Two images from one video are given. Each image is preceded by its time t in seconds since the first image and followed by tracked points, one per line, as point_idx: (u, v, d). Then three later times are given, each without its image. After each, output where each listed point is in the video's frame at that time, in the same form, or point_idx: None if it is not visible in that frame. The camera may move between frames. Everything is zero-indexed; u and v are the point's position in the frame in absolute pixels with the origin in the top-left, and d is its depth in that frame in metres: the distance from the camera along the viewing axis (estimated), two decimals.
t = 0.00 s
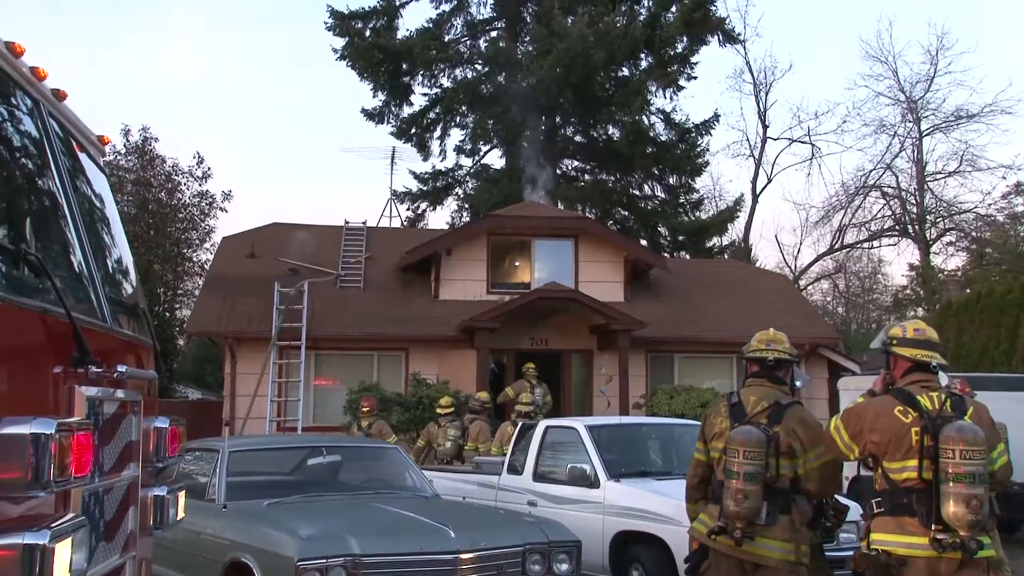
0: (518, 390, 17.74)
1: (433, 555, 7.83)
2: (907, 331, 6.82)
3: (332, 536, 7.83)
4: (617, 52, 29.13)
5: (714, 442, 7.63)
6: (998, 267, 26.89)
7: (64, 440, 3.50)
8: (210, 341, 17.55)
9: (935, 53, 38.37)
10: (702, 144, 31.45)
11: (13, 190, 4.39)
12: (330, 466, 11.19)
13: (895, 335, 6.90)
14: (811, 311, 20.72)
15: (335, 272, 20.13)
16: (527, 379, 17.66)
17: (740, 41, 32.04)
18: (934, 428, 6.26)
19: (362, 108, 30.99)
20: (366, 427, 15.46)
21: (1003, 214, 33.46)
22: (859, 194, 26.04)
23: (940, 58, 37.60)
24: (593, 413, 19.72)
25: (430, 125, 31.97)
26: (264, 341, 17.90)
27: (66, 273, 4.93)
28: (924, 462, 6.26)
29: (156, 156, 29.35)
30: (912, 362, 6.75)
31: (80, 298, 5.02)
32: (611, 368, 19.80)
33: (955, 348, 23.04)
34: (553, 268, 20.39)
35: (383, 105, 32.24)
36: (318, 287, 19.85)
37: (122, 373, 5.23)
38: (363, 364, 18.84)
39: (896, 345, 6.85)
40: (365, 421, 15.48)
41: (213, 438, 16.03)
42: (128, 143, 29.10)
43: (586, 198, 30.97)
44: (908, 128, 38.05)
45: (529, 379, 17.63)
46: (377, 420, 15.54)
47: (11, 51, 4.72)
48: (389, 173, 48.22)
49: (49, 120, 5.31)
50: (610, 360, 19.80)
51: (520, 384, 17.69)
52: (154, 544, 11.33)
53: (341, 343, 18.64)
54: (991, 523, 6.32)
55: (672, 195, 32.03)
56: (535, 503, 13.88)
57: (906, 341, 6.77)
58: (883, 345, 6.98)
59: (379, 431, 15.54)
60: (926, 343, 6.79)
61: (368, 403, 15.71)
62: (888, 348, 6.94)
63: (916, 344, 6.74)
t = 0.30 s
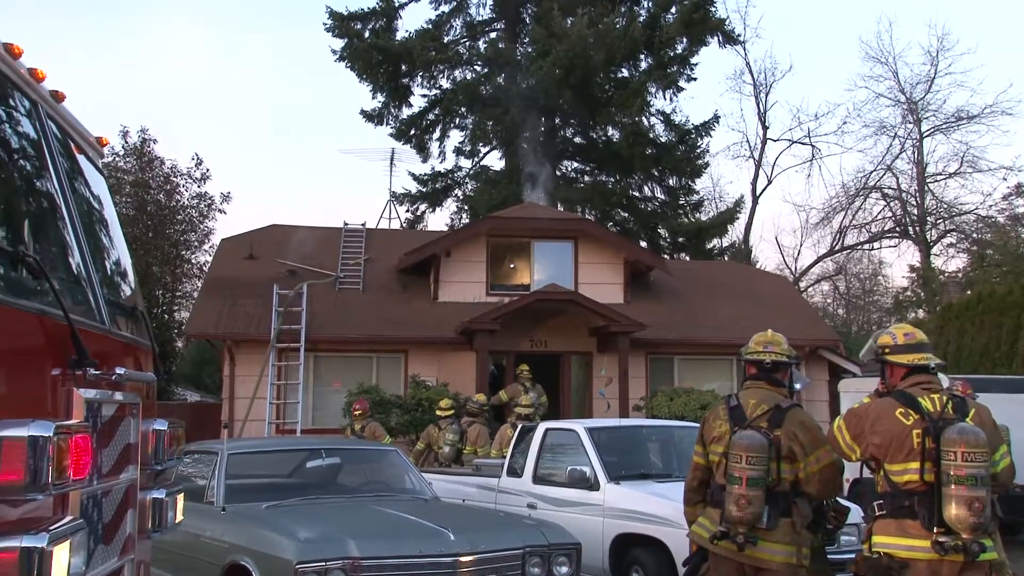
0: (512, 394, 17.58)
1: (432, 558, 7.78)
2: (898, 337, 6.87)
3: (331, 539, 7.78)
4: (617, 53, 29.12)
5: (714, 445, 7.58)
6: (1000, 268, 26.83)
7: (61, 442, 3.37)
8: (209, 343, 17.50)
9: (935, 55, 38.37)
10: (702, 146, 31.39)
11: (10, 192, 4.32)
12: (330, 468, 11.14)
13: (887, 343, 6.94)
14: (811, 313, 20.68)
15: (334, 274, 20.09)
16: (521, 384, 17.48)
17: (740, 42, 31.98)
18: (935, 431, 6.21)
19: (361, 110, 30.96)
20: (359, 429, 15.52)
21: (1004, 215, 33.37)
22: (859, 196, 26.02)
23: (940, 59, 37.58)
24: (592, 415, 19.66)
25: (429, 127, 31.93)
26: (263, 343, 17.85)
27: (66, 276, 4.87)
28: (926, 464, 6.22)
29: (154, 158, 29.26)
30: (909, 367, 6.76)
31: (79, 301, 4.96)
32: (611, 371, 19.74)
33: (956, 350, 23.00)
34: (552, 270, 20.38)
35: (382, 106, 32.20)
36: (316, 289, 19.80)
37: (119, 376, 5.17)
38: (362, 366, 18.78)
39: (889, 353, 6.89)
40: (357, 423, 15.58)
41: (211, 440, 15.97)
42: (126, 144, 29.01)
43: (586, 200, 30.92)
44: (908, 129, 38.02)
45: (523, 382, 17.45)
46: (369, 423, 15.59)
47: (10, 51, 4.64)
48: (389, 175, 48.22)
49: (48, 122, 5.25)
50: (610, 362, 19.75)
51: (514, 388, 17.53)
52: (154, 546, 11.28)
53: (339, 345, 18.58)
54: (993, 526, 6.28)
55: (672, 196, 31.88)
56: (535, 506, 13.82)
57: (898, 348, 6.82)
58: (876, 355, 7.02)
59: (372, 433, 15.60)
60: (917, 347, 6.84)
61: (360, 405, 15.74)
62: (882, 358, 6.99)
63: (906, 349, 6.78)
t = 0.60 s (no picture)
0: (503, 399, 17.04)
1: (431, 564, 7.43)
2: (907, 338, 6.50)
3: (326, 546, 7.42)
4: (620, 50, 28.82)
5: (717, 451, 7.17)
6: (1010, 269, 26.45)
7: (50, 447, 3.24)
8: (201, 346, 17.12)
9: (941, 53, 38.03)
10: (706, 144, 31.00)
11: None
12: (325, 474, 10.75)
13: (895, 345, 6.57)
14: (816, 315, 20.32)
15: (330, 275, 19.72)
16: (512, 387, 16.94)
17: (744, 39, 31.56)
18: (946, 436, 5.96)
19: (358, 108, 30.58)
20: (348, 435, 15.24)
21: (1016, 215, 32.94)
22: (867, 196, 25.65)
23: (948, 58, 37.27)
24: (594, 419, 19.30)
25: (427, 125, 31.55)
26: (257, 345, 17.48)
27: (54, 277, 4.59)
28: (936, 471, 5.96)
29: (146, 157, 28.82)
30: (916, 371, 6.46)
31: (69, 303, 4.68)
32: (613, 374, 19.35)
33: (966, 353, 22.64)
34: (553, 271, 20.02)
35: (379, 104, 31.84)
36: (312, 290, 19.42)
37: (110, 379, 5.02)
38: (358, 369, 18.39)
39: (897, 356, 6.52)
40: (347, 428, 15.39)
41: (204, 445, 15.61)
42: (117, 142, 28.55)
43: (587, 199, 30.60)
44: (915, 128, 37.62)
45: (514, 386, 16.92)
46: (360, 428, 15.34)
47: None
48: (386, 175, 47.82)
49: (36, 118, 4.95)
50: (611, 365, 19.38)
51: (505, 392, 17.00)
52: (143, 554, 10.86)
53: (335, 348, 18.21)
54: (1005, 533, 6.01)
55: (675, 196, 31.51)
56: (535, 513, 13.45)
57: (908, 350, 6.47)
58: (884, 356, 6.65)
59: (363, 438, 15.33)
60: (928, 351, 6.45)
61: (350, 410, 15.44)
62: (890, 360, 6.62)
63: (916, 352, 6.45)
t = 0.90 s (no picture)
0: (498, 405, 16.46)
1: None
2: (926, 341, 6.05)
3: (317, 558, 7.37)
4: (625, 42, 28.33)
5: (726, 458, 6.95)
6: None
7: (32, 456, 3.05)
8: (189, 348, 16.54)
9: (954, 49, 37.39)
10: (713, 139, 30.32)
11: None
12: (318, 482, 10.09)
13: (912, 347, 6.15)
14: (827, 317, 19.73)
15: (323, 275, 19.15)
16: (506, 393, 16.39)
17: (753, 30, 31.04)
18: (962, 443, 5.51)
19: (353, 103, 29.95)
20: (339, 441, 14.74)
21: None
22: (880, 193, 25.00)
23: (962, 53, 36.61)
24: (597, 425, 18.72)
25: (423, 120, 30.90)
26: (248, 348, 16.90)
27: (36, 278, 4.22)
28: (952, 479, 5.50)
29: (131, 152, 28.27)
30: (932, 376, 5.99)
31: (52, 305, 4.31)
32: (617, 379, 18.78)
33: (984, 357, 22.05)
34: (553, 272, 19.42)
35: (374, 98, 31.20)
36: (304, 291, 18.84)
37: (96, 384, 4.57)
38: (352, 373, 17.81)
39: (914, 358, 6.10)
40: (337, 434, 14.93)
41: (191, 452, 15.01)
42: (101, 137, 27.96)
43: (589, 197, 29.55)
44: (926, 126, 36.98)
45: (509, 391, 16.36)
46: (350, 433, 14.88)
47: None
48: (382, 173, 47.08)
49: (16, 110, 4.55)
50: (615, 369, 18.81)
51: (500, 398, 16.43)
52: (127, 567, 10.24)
53: (329, 351, 17.62)
54: None
55: (681, 193, 30.87)
56: (536, 522, 12.82)
57: (924, 353, 6.02)
58: (901, 359, 6.23)
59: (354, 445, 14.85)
60: (948, 355, 6.01)
61: (340, 415, 15.01)
62: (906, 362, 6.19)
63: (933, 355, 5.99)
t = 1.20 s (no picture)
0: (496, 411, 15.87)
1: None
2: (943, 342, 5.55)
3: (310, 566, 6.99)
4: (629, 32, 27.80)
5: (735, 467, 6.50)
6: None
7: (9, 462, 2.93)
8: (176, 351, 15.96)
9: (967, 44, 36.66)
10: (721, 133, 29.70)
11: None
12: (309, 490, 9.49)
13: (930, 348, 5.62)
14: (839, 318, 19.13)
15: (315, 275, 18.57)
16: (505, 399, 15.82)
17: (762, 21, 30.46)
18: (981, 450, 5.02)
19: (346, 96, 29.24)
20: (329, 449, 14.32)
21: None
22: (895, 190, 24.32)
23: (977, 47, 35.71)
24: (600, 431, 18.12)
25: (418, 114, 30.20)
26: (237, 351, 16.32)
27: (14, 278, 3.89)
28: (971, 488, 5.02)
29: (113, 147, 27.63)
30: (951, 378, 5.47)
31: (31, 306, 3.99)
32: (621, 383, 18.18)
33: (1005, 360, 21.47)
34: (554, 272, 18.84)
35: (368, 91, 30.53)
36: (295, 291, 18.26)
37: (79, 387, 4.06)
38: (346, 377, 17.23)
39: (932, 360, 5.55)
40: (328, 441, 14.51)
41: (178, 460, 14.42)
42: (82, 131, 27.27)
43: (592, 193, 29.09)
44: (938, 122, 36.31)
45: (508, 397, 15.78)
46: (342, 440, 14.45)
47: None
48: (377, 171, 46.28)
49: None
50: (618, 372, 18.24)
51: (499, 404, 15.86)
52: None
53: (321, 354, 17.04)
54: None
55: (687, 190, 30.31)
56: (536, 532, 12.21)
57: (943, 355, 5.51)
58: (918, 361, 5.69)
59: (345, 452, 14.33)
60: (969, 357, 5.48)
61: (330, 421, 14.47)
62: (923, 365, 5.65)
63: (952, 357, 5.49)
